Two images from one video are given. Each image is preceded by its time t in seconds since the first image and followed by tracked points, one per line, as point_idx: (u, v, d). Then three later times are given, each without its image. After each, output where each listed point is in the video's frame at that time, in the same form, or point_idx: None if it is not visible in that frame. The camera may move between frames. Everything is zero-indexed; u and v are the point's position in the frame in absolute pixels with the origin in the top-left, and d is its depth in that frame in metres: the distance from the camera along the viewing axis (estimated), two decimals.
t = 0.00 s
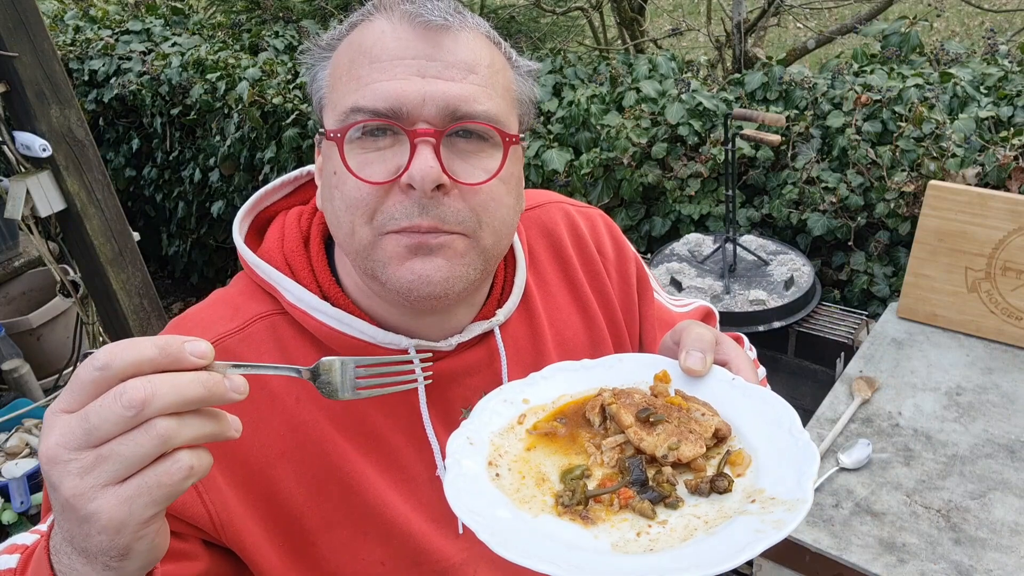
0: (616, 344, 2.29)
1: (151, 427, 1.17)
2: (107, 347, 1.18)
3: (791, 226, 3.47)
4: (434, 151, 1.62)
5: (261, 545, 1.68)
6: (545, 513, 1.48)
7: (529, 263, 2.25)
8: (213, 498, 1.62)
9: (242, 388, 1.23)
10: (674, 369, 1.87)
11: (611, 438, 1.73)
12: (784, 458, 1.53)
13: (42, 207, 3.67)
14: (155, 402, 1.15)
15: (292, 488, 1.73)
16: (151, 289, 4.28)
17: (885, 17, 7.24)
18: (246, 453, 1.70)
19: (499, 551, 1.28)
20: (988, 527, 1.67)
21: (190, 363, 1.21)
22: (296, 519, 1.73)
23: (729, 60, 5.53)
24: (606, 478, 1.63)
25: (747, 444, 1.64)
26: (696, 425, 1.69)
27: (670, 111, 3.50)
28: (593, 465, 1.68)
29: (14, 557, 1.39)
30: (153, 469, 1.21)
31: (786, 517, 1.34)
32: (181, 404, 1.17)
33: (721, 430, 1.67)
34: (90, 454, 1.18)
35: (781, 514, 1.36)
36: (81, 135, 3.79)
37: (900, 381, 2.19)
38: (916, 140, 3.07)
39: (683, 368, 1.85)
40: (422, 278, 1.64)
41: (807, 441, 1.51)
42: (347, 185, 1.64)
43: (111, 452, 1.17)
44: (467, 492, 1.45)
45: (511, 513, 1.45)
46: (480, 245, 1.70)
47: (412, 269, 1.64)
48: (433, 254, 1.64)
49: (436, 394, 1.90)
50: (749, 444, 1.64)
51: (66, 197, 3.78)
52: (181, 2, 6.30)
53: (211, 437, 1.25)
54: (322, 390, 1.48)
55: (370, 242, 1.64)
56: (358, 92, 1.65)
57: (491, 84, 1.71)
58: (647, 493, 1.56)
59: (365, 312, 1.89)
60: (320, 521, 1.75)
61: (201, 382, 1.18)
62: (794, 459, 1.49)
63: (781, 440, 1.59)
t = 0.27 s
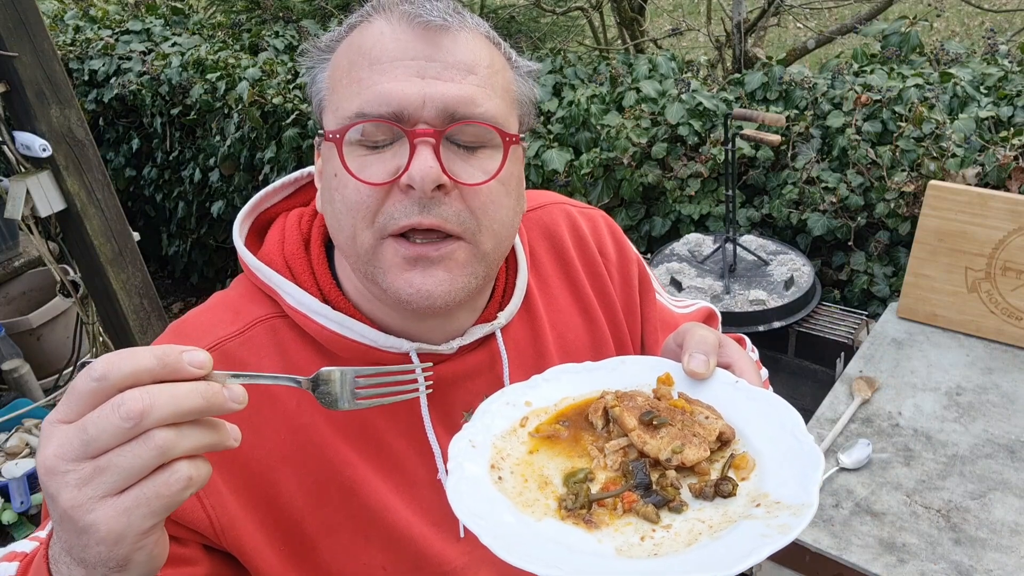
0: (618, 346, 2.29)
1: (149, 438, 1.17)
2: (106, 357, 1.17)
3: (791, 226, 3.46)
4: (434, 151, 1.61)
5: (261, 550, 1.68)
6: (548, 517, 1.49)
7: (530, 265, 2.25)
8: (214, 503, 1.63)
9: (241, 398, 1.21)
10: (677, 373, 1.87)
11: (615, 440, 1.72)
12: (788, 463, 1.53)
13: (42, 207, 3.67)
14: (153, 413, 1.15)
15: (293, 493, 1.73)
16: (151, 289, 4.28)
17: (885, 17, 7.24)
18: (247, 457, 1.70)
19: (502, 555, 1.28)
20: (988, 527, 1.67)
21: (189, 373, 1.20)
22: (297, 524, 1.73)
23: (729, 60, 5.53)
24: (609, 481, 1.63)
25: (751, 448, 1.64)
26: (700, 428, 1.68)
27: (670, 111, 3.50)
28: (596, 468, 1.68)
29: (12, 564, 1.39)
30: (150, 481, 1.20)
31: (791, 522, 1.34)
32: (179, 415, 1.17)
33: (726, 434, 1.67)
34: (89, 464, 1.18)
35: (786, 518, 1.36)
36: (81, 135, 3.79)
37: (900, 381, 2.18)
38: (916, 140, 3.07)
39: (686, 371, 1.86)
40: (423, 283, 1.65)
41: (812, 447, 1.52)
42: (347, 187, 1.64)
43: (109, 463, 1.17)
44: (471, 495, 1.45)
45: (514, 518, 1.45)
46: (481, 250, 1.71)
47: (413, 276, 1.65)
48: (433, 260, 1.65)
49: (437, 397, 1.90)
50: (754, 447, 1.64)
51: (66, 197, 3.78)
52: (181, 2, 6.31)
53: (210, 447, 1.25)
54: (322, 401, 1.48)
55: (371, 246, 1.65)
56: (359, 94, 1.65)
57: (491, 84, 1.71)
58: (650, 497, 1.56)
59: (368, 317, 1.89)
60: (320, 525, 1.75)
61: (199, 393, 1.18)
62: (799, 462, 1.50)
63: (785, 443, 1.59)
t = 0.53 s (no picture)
0: (619, 346, 2.29)
1: (151, 437, 1.17)
2: (107, 355, 1.18)
3: (791, 226, 3.46)
4: (438, 160, 1.62)
5: (262, 551, 1.68)
6: (553, 519, 1.49)
7: (532, 266, 2.25)
8: (215, 504, 1.63)
9: (243, 396, 1.22)
10: (681, 374, 1.88)
11: (618, 442, 1.72)
12: (793, 465, 1.53)
13: (42, 207, 3.67)
14: (155, 410, 1.15)
15: (294, 494, 1.73)
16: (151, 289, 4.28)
17: (885, 17, 7.24)
18: (248, 458, 1.70)
19: (507, 557, 1.29)
20: (988, 527, 1.67)
21: (191, 371, 1.20)
22: (298, 525, 1.73)
23: (729, 60, 5.53)
24: (614, 483, 1.63)
25: (756, 450, 1.64)
26: (704, 430, 1.68)
27: (670, 111, 3.50)
28: (600, 470, 1.68)
29: (14, 565, 1.39)
30: (152, 481, 1.20)
31: (797, 524, 1.33)
32: (181, 413, 1.17)
33: (730, 436, 1.68)
34: (90, 464, 1.18)
35: (793, 520, 1.36)
36: (81, 134, 3.79)
37: (900, 381, 2.19)
38: (916, 140, 3.07)
39: (689, 373, 1.86)
40: (423, 285, 1.65)
41: (817, 450, 1.52)
42: (349, 192, 1.65)
43: (111, 463, 1.17)
44: (475, 497, 1.45)
45: (519, 520, 1.45)
46: (483, 256, 1.71)
47: (413, 277, 1.65)
48: (434, 264, 1.65)
49: (439, 398, 1.90)
50: (758, 449, 1.64)
51: (66, 197, 3.78)
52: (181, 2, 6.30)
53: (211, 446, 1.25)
54: (323, 397, 1.48)
55: (371, 249, 1.65)
56: (362, 97, 1.65)
57: (496, 90, 1.71)
58: (655, 498, 1.56)
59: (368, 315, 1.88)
60: (321, 526, 1.75)
61: (202, 391, 1.18)
62: (804, 463, 1.51)
63: (790, 446, 1.59)
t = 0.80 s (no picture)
0: (621, 347, 2.30)
1: (159, 436, 1.17)
2: (116, 354, 1.18)
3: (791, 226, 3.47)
4: (444, 160, 1.62)
5: (266, 551, 1.68)
6: (557, 521, 1.49)
7: (535, 266, 2.25)
8: (219, 504, 1.62)
9: (252, 395, 1.21)
10: (684, 375, 1.88)
11: (622, 444, 1.72)
12: (798, 467, 1.53)
13: (42, 207, 3.67)
14: (164, 410, 1.15)
15: (298, 494, 1.73)
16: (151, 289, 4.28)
17: (885, 17, 7.24)
18: (251, 458, 1.70)
19: (513, 560, 1.29)
20: (988, 527, 1.67)
21: (200, 370, 1.20)
22: (301, 525, 1.73)
23: (729, 60, 5.53)
24: (619, 484, 1.63)
25: (760, 451, 1.65)
26: (708, 431, 1.68)
27: (670, 111, 3.50)
28: (605, 471, 1.68)
29: (20, 564, 1.37)
30: (160, 481, 1.20)
31: (802, 527, 1.34)
32: (189, 412, 1.17)
33: (734, 437, 1.67)
34: (99, 463, 1.18)
35: (797, 523, 1.36)
36: (81, 135, 3.78)
37: (900, 381, 2.19)
38: (916, 140, 3.07)
39: (693, 374, 1.86)
40: (438, 282, 1.65)
41: (821, 451, 1.52)
42: (358, 196, 1.65)
43: (119, 462, 1.17)
44: (480, 499, 1.45)
45: (524, 522, 1.45)
46: (490, 254, 1.71)
47: (423, 281, 1.65)
48: (447, 262, 1.65)
49: (442, 398, 1.90)
50: (763, 451, 1.64)
51: (66, 197, 3.78)
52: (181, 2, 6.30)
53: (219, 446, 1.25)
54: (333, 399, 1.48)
55: (383, 259, 1.66)
56: (369, 98, 1.64)
57: (501, 90, 1.71)
58: (660, 500, 1.55)
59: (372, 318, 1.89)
60: (325, 526, 1.75)
61: (210, 391, 1.18)
62: (807, 464, 1.51)
63: (794, 447, 1.59)
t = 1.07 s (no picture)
0: (624, 347, 2.30)
1: (168, 433, 1.17)
2: (126, 351, 1.18)
3: (791, 226, 3.47)
4: (457, 173, 1.63)
5: (268, 548, 1.68)
6: (562, 519, 1.49)
7: (537, 266, 2.25)
8: (222, 501, 1.63)
9: (260, 392, 1.21)
10: (688, 374, 1.88)
11: (626, 442, 1.73)
12: (803, 464, 1.54)
13: (42, 207, 3.67)
14: (174, 407, 1.15)
15: (300, 492, 1.73)
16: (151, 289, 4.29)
17: (885, 17, 7.24)
18: (254, 456, 1.70)
19: (519, 558, 1.29)
20: (988, 527, 1.67)
21: (209, 368, 1.21)
22: (303, 523, 1.73)
23: (729, 60, 5.53)
24: (623, 483, 1.63)
25: (764, 451, 1.65)
26: (713, 430, 1.68)
27: (670, 111, 3.50)
28: (609, 470, 1.68)
29: (23, 561, 1.39)
30: (169, 478, 1.20)
31: (807, 525, 1.34)
32: (198, 410, 1.17)
33: (738, 436, 1.67)
34: (107, 459, 1.18)
35: (802, 521, 1.36)
36: (81, 134, 3.78)
37: (900, 381, 2.19)
38: (916, 140, 3.07)
39: (697, 373, 1.86)
40: (450, 287, 1.67)
41: (827, 451, 1.52)
42: (370, 206, 1.65)
43: (128, 458, 1.17)
44: (484, 498, 1.45)
45: (529, 521, 1.45)
46: (501, 254, 1.73)
47: (434, 284, 1.67)
48: (461, 262, 1.67)
49: (446, 397, 1.90)
50: (767, 450, 1.64)
51: (66, 197, 3.78)
52: (181, 2, 6.30)
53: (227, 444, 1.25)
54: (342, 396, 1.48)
55: (390, 254, 1.66)
56: (380, 110, 1.63)
57: (512, 99, 1.70)
58: (665, 499, 1.56)
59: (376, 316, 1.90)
60: (328, 524, 1.75)
61: (220, 388, 1.18)
62: (813, 464, 1.51)
63: (798, 445, 1.60)
